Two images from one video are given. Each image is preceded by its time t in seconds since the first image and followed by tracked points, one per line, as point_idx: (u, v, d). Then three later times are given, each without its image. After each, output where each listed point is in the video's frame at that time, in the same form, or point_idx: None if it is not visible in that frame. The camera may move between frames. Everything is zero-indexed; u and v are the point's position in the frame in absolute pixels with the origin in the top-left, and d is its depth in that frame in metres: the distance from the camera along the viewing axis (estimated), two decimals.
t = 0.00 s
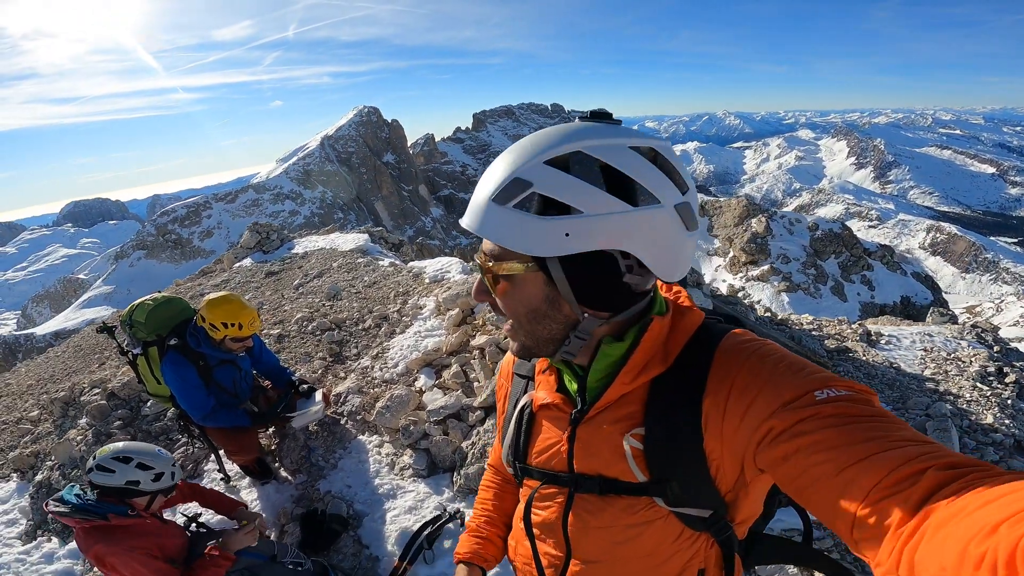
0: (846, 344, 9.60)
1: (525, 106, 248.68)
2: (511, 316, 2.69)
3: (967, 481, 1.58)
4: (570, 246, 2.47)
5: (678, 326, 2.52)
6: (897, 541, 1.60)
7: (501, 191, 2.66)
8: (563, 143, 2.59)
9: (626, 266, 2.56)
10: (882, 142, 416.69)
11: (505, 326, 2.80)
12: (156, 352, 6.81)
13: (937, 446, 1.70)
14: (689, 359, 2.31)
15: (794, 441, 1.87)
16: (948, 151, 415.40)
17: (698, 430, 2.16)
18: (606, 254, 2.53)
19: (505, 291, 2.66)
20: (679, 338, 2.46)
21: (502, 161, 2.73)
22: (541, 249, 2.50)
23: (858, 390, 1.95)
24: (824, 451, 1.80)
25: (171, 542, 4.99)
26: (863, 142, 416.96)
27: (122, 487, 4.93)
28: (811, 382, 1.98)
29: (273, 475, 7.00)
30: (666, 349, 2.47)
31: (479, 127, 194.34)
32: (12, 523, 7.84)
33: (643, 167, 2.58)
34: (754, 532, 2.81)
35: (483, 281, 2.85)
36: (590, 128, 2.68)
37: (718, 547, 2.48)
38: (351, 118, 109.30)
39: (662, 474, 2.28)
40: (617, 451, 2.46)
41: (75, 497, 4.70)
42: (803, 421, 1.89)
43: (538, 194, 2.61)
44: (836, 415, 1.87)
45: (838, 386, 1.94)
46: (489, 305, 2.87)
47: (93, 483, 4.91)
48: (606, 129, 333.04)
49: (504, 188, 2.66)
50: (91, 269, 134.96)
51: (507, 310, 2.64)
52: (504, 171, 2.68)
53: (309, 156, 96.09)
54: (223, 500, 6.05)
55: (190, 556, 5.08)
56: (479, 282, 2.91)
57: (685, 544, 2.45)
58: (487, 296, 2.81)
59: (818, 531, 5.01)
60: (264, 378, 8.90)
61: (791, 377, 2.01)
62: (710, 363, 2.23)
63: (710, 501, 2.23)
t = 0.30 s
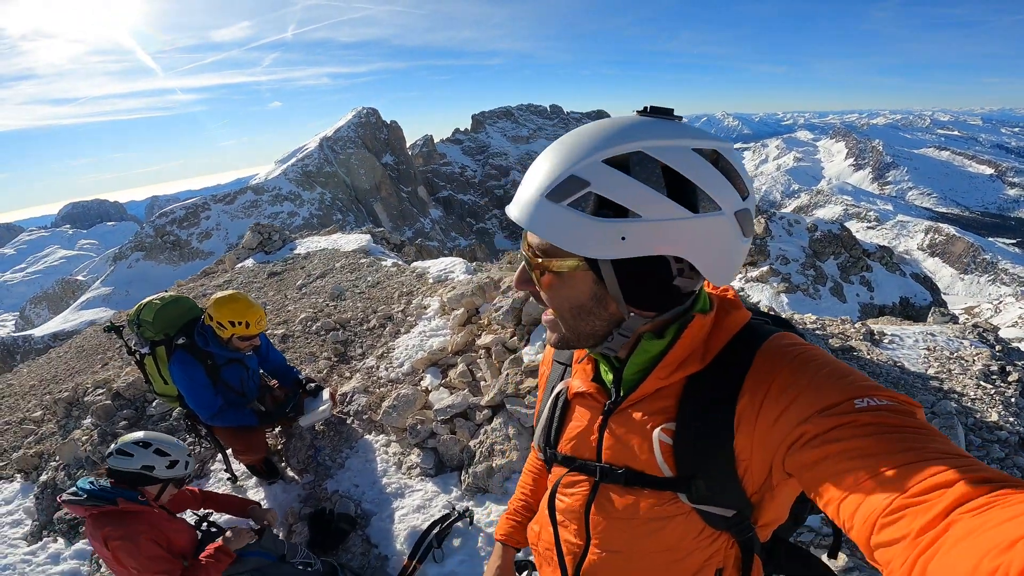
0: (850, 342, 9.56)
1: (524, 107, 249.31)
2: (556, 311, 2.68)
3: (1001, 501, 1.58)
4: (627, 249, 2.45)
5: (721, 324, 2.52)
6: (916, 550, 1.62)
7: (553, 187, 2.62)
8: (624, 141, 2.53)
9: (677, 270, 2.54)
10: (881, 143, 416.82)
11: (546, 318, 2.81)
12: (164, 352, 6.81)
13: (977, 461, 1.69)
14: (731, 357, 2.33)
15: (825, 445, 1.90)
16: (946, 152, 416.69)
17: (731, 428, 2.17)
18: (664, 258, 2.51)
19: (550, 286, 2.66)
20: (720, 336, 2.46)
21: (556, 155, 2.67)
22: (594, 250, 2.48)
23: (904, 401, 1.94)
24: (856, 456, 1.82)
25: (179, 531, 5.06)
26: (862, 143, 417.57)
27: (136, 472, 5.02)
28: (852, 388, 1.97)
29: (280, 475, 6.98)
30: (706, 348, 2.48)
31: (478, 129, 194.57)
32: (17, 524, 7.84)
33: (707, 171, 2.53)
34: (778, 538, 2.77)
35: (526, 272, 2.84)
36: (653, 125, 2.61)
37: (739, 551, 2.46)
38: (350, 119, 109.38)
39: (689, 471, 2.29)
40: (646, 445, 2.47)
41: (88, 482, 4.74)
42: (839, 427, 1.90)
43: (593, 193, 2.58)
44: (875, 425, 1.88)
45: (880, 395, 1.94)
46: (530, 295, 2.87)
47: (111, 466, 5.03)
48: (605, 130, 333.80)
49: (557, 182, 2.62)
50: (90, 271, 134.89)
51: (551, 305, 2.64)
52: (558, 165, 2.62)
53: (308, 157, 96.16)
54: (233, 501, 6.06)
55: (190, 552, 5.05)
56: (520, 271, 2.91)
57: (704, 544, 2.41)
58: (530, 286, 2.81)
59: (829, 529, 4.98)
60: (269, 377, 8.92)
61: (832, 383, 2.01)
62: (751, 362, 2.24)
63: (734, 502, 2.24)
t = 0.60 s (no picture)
0: (855, 343, 9.50)
1: (524, 108, 249.56)
2: (584, 312, 2.67)
3: None
4: (663, 250, 2.43)
5: (751, 325, 2.50)
6: (950, 558, 1.63)
7: (587, 188, 2.60)
8: (661, 140, 2.51)
9: (713, 270, 2.51)
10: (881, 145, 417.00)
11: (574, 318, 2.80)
12: (168, 352, 6.80)
13: (1013, 468, 1.69)
14: (764, 359, 2.31)
15: (859, 449, 1.89)
16: (946, 153, 417.01)
17: (760, 430, 2.15)
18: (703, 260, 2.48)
19: (582, 286, 2.65)
20: (749, 339, 2.45)
21: (587, 154, 2.65)
22: (629, 252, 2.47)
23: (944, 406, 1.92)
24: (892, 462, 1.81)
25: (183, 530, 5.04)
26: (862, 145, 417.78)
27: (146, 469, 5.04)
28: (891, 392, 1.96)
29: (283, 476, 6.94)
30: (736, 350, 2.46)
31: (478, 130, 195.02)
32: (19, 525, 7.82)
33: (745, 171, 2.51)
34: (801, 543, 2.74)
35: (553, 273, 2.83)
36: (690, 123, 2.59)
37: (762, 556, 2.43)
38: (350, 120, 109.54)
39: (714, 473, 2.27)
40: (672, 446, 2.45)
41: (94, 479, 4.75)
42: (872, 431, 1.90)
43: (627, 194, 2.57)
44: (910, 429, 1.88)
45: (920, 401, 1.92)
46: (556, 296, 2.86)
47: (123, 460, 5.06)
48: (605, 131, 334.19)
49: (591, 183, 2.60)
50: (91, 272, 135.18)
51: (581, 305, 2.64)
52: (592, 165, 2.60)
53: (308, 158, 96.30)
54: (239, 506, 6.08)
55: (192, 552, 5.00)
56: (546, 271, 2.91)
57: (727, 549, 2.39)
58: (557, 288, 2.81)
59: (837, 530, 4.94)
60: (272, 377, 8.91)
61: (867, 387, 2.00)
62: (783, 364, 2.22)
63: (761, 506, 2.21)
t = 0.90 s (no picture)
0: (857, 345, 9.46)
1: (525, 109, 249.66)
2: (592, 312, 2.65)
3: None
4: (672, 250, 2.42)
5: (757, 324, 2.50)
6: (960, 555, 1.61)
7: (596, 187, 2.59)
8: (672, 139, 2.50)
9: (721, 270, 2.50)
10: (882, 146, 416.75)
11: (580, 319, 2.77)
12: (169, 353, 6.80)
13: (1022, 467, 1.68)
14: (769, 358, 2.30)
15: (866, 449, 1.88)
16: (947, 153, 416.51)
17: (765, 430, 2.14)
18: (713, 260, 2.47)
19: (589, 286, 2.62)
20: (756, 339, 2.44)
21: (593, 155, 2.64)
22: (640, 252, 2.44)
23: (952, 404, 1.91)
24: (901, 460, 1.79)
25: (178, 531, 5.03)
26: (864, 145, 417.40)
27: (135, 471, 5.03)
28: (896, 390, 1.95)
29: (284, 477, 6.94)
30: (743, 349, 2.45)
31: (479, 130, 195.09)
32: (19, 525, 7.82)
33: (756, 170, 2.50)
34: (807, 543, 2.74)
35: (560, 273, 2.80)
36: (701, 122, 2.58)
37: (769, 555, 2.42)
38: (352, 120, 109.68)
39: (721, 473, 2.25)
40: (678, 446, 2.44)
41: (85, 484, 4.73)
42: (880, 430, 1.89)
43: (636, 193, 2.55)
44: (919, 428, 1.87)
45: (926, 399, 1.91)
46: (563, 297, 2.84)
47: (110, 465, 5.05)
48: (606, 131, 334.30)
49: (600, 182, 2.58)
50: (92, 271, 135.48)
51: (587, 305, 2.63)
52: (601, 164, 2.59)
53: (309, 158, 96.43)
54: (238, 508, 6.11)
55: (190, 554, 5.00)
56: (552, 272, 2.88)
57: (734, 549, 2.38)
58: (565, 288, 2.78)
59: (840, 531, 4.92)
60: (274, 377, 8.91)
61: (875, 386, 1.99)
62: (789, 363, 2.22)
63: (768, 506, 2.20)
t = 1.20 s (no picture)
0: (856, 346, 9.45)
1: (525, 109, 249.52)
2: (586, 310, 2.65)
3: None
4: (667, 250, 2.42)
5: (745, 327, 2.50)
6: (948, 551, 1.61)
7: (593, 185, 2.58)
8: (669, 142, 2.51)
9: (713, 272, 2.50)
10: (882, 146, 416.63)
11: (574, 317, 2.77)
12: (167, 355, 6.80)
13: (1009, 463, 1.69)
14: (759, 361, 2.31)
15: (854, 448, 1.89)
16: (948, 154, 416.29)
17: (754, 430, 2.14)
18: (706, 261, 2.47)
19: (584, 285, 2.63)
20: (745, 341, 2.45)
21: (589, 157, 2.65)
22: (634, 251, 2.45)
23: (938, 404, 1.91)
24: (889, 458, 1.80)
25: (174, 534, 5.01)
26: (864, 146, 417.32)
27: (121, 475, 5.04)
28: (883, 390, 1.96)
29: (282, 478, 6.95)
30: (732, 351, 2.46)
31: (479, 130, 195.17)
32: (18, 526, 7.82)
33: (750, 175, 2.51)
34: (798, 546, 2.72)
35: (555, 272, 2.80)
36: (699, 127, 2.58)
37: (760, 557, 2.41)
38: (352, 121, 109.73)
39: (711, 475, 2.26)
40: (668, 447, 2.44)
41: (74, 490, 4.77)
42: (866, 429, 1.90)
43: (633, 193, 2.55)
44: (905, 427, 1.87)
45: (913, 399, 1.91)
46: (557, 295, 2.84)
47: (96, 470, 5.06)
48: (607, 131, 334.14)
49: (597, 181, 2.59)
50: (92, 271, 135.53)
51: (581, 304, 2.63)
52: (600, 163, 2.59)
53: (309, 159, 96.52)
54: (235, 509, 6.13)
55: (188, 556, 5.02)
56: (547, 270, 2.89)
57: (724, 551, 2.37)
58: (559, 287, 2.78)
59: (836, 533, 4.93)
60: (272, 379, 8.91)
61: (861, 386, 2.00)
62: (778, 365, 2.22)
63: (758, 507, 2.20)
